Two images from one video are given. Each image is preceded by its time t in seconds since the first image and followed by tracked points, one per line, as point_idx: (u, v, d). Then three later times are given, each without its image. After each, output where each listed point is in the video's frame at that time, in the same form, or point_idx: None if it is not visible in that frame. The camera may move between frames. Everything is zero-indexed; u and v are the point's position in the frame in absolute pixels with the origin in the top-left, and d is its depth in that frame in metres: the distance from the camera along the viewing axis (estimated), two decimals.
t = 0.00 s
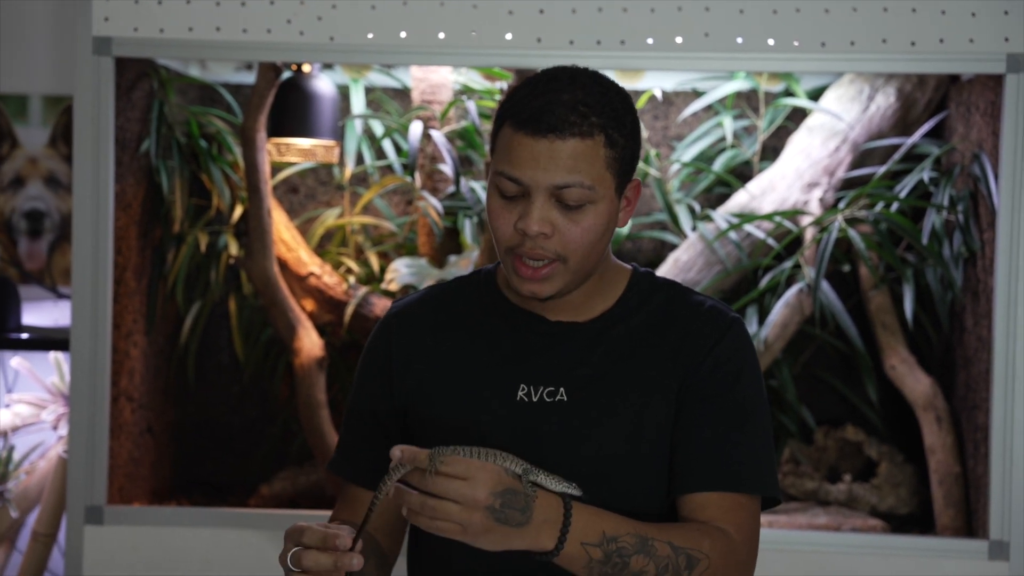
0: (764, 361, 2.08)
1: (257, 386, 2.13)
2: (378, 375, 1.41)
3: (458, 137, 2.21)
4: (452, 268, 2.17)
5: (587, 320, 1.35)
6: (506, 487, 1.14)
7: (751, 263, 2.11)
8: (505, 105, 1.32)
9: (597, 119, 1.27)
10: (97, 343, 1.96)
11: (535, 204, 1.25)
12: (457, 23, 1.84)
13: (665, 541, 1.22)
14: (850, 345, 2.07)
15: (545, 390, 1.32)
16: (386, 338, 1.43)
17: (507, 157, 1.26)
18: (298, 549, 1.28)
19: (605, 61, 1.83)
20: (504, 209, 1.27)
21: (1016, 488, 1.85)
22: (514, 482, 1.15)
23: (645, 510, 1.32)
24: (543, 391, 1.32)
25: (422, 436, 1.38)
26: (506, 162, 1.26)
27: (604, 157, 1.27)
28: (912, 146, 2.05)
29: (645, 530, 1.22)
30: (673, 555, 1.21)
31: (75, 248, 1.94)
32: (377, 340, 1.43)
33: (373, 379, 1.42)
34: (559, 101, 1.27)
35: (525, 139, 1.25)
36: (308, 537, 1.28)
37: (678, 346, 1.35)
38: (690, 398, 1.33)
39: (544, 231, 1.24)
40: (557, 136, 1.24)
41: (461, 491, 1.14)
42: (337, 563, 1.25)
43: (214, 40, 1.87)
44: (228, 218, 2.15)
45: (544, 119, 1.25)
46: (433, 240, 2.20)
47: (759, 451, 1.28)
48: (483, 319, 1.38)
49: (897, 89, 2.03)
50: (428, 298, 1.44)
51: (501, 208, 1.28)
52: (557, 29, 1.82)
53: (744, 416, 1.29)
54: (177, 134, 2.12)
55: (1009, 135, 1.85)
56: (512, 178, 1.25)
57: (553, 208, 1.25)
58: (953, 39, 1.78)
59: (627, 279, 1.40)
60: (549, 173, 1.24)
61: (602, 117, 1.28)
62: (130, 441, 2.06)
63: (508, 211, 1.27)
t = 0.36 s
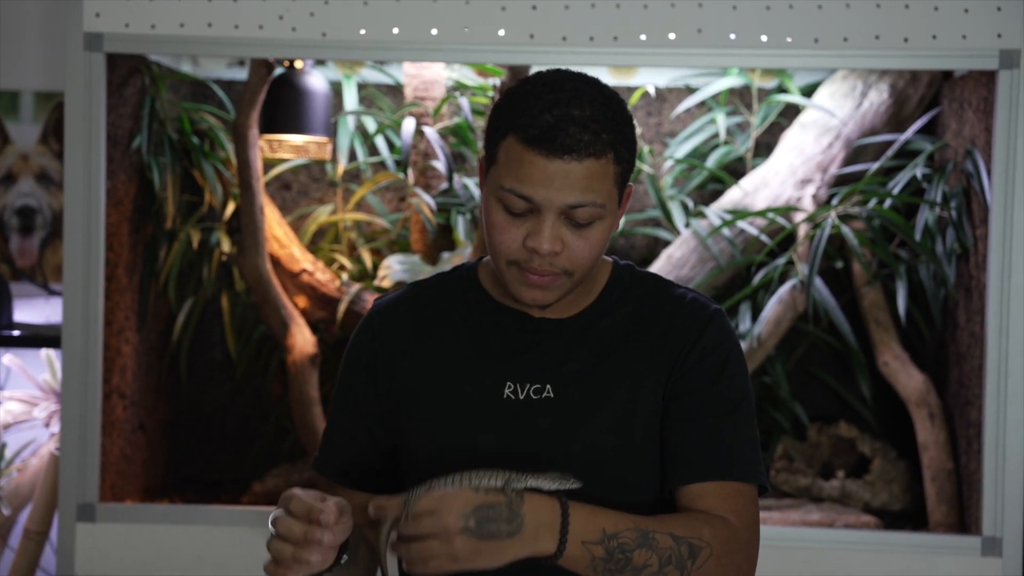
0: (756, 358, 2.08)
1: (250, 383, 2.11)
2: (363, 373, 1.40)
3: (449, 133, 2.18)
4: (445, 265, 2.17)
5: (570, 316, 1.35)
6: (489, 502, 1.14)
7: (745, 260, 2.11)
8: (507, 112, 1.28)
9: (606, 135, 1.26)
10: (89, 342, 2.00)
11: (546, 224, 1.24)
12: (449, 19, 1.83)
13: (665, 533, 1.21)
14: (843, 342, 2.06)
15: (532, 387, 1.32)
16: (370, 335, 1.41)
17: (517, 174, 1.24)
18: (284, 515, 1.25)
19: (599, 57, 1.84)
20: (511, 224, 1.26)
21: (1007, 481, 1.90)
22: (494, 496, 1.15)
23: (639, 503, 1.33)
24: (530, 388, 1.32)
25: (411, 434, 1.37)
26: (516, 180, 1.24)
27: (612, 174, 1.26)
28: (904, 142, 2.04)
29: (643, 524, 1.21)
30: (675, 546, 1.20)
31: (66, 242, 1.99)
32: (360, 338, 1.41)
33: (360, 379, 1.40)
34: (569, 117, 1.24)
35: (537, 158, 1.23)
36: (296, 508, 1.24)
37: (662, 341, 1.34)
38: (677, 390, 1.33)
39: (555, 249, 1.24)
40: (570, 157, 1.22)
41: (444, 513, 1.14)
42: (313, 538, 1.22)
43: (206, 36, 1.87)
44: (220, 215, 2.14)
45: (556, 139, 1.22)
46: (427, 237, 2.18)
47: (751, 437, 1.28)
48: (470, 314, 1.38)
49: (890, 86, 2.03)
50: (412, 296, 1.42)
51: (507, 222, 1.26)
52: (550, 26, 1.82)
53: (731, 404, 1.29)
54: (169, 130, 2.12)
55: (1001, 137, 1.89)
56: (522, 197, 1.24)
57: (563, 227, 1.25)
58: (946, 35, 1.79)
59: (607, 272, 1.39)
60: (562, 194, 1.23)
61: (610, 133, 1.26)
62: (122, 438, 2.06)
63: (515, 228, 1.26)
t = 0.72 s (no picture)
0: (755, 356, 2.09)
1: (248, 382, 2.11)
2: (360, 371, 1.37)
3: (448, 132, 2.19)
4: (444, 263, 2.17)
5: (577, 316, 1.35)
6: None
7: (744, 259, 2.11)
8: (524, 128, 1.25)
9: (626, 162, 1.23)
10: (88, 341, 1.97)
11: (560, 249, 1.22)
12: (447, 18, 1.82)
13: (654, 562, 1.23)
14: (842, 341, 2.07)
15: (537, 388, 1.32)
16: (367, 332, 1.38)
17: (534, 199, 1.21)
18: (452, 519, 1.13)
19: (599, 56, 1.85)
20: (524, 245, 1.24)
21: (1007, 482, 1.86)
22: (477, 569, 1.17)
23: (637, 509, 1.33)
24: (535, 389, 1.32)
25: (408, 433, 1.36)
26: (532, 204, 1.21)
27: (629, 201, 1.24)
28: (903, 141, 2.05)
29: (630, 559, 1.22)
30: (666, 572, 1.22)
31: (65, 242, 1.95)
32: (354, 335, 1.39)
33: (357, 380, 1.37)
34: (591, 144, 1.21)
35: (556, 185, 1.20)
36: (496, 524, 1.14)
37: (665, 343, 1.35)
38: (680, 394, 1.34)
39: (567, 274, 1.22)
40: (590, 187, 1.20)
41: None
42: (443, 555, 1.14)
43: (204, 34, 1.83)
44: (219, 213, 2.14)
45: (576, 168, 1.19)
46: (425, 235, 2.18)
47: (750, 446, 1.30)
48: (470, 316, 1.37)
49: (889, 84, 2.02)
50: (413, 292, 1.40)
51: (519, 243, 1.24)
52: (548, 24, 1.81)
53: (733, 412, 1.31)
54: (168, 128, 2.11)
55: (1001, 132, 1.86)
56: (537, 221, 1.21)
57: (576, 252, 1.23)
58: (945, 34, 1.75)
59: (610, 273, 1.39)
60: (579, 222, 1.20)
61: (630, 160, 1.23)
62: (121, 437, 2.05)
63: (528, 249, 1.23)
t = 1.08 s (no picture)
0: (755, 357, 2.09)
1: (247, 382, 2.11)
2: (359, 371, 1.37)
3: (449, 132, 2.19)
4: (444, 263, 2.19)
5: (584, 317, 1.35)
6: None
7: (744, 259, 2.11)
8: (543, 127, 1.24)
9: (644, 166, 1.22)
10: (87, 340, 1.97)
11: (576, 250, 1.22)
12: (447, 18, 1.82)
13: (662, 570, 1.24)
14: (842, 341, 2.07)
15: (544, 387, 1.33)
16: (368, 331, 1.38)
17: (552, 200, 1.21)
18: (482, 542, 1.15)
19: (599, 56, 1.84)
20: (540, 245, 1.23)
21: (1008, 482, 1.86)
22: None
23: (644, 511, 1.33)
24: (542, 387, 1.33)
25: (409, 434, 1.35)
26: (550, 205, 1.21)
27: (645, 203, 1.24)
28: (903, 141, 2.05)
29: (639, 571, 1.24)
30: None
31: (64, 240, 1.94)
32: (354, 334, 1.38)
33: (358, 379, 1.36)
34: (611, 147, 1.21)
35: (575, 187, 1.20)
36: (520, 552, 1.16)
37: (673, 345, 1.36)
38: (687, 396, 1.35)
39: (582, 275, 1.22)
40: (608, 191, 1.19)
41: None
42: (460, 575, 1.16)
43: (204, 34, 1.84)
44: (219, 213, 2.14)
45: (596, 171, 1.19)
46: (425, 235, 2.18)
47: (757, 449, 1.31)
48: (476, 319, 1.36)
49: (889, 84, 2.02)
50: (417, 290, 1.40)
51: (535, 243, 1.23)
52: (548, 24, 1.81)
53: (740, 414, 1.32)
54: (167, 128, 2.12)
55: (1002, 131, 1.86)
56: (555, 223, 1.21)
57: (591, 253, 1.23)
58: (945, 34, 1.76)
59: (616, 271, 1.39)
60: (596, 225, 1.20)
61: (649, 164, 1.23)
62: (120, 436, 2.05)
63: (544, 249, 1.23)
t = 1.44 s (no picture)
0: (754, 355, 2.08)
1: (244, 378, 2.11)
2: (361, 367, 1.37)
3: (447, 128, 2.18)
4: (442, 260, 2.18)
5: (588, 315, 1.37)
6: None
7: (742, 256, 2.11)
8: (575, 126, 1.27)
9: (672, 176, 1.25)
10: (83, 337, 1.96)
11: (597, 251, 1.24)
12: (445, 14, 1.81)
13: (667, 569, 1.26)
14: (841, 339, 2.05)
15: (551, 379, 1.34)
16: (372, 325, 1.38)
17: (578, 200, 1.23)
18: (496, 541, 1.15)
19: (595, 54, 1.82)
20: (561, 242, 1.26)
21: (1007, 481, 1.83)
22: None
23: (649, 507, 1.36)
24: (549, 379, 1.34)
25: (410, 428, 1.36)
26: (577, 204, 1.23)
27: (668, 212, 1.27)
28: (902, 139, 2.05)
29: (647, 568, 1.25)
30: None
31: (62, 235, 1.93)
32: (359, 327, 1.38)
33: (363, 371, 1.37)
34: (642, 153, 1.23)
35: (605, 190, 1.22)
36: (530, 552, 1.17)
37: (679, 344, 1.37)
38: (692, 396, 1.37)
39: (599, 275, 1.25)
40: (636, 197, 1.22)
41: None
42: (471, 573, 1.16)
43: (200, 30, 1.85)
44: (216, 209, 2.13)
45: (626, 177, 1.21)
46: (422, 232, 2.18)
47: (760, 449, 1.33)
48: (484, 313, 1.38)
49: (887, 82, 2.03)
50: (424, 283, 1.41)
51: (557, 240, 1.26)
52: (547, 20, 1.81)
53: (745, 415, 1.34)
54: (164, 124, 2.11)
55: (1000, 129, 1.85)
56: (579, 222, 1.23)
57: (611, 255, 1.26)
58: (944, 31, 1.76)
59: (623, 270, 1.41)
60: (621, 229, 1.23)
61: (677, 174, 1.26)
62: (117, 433, 2.04)
63: (564, 247, 1.26)
